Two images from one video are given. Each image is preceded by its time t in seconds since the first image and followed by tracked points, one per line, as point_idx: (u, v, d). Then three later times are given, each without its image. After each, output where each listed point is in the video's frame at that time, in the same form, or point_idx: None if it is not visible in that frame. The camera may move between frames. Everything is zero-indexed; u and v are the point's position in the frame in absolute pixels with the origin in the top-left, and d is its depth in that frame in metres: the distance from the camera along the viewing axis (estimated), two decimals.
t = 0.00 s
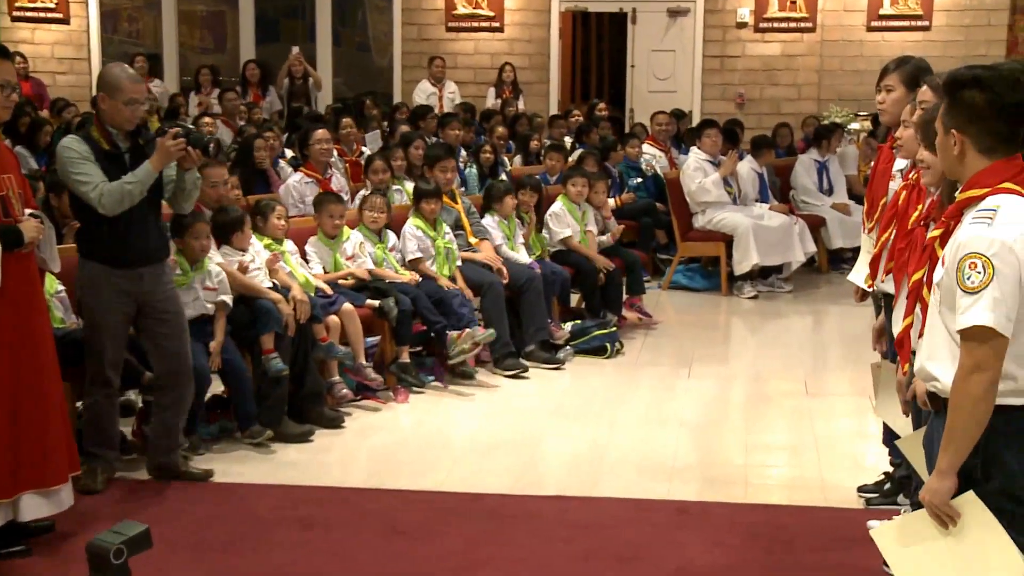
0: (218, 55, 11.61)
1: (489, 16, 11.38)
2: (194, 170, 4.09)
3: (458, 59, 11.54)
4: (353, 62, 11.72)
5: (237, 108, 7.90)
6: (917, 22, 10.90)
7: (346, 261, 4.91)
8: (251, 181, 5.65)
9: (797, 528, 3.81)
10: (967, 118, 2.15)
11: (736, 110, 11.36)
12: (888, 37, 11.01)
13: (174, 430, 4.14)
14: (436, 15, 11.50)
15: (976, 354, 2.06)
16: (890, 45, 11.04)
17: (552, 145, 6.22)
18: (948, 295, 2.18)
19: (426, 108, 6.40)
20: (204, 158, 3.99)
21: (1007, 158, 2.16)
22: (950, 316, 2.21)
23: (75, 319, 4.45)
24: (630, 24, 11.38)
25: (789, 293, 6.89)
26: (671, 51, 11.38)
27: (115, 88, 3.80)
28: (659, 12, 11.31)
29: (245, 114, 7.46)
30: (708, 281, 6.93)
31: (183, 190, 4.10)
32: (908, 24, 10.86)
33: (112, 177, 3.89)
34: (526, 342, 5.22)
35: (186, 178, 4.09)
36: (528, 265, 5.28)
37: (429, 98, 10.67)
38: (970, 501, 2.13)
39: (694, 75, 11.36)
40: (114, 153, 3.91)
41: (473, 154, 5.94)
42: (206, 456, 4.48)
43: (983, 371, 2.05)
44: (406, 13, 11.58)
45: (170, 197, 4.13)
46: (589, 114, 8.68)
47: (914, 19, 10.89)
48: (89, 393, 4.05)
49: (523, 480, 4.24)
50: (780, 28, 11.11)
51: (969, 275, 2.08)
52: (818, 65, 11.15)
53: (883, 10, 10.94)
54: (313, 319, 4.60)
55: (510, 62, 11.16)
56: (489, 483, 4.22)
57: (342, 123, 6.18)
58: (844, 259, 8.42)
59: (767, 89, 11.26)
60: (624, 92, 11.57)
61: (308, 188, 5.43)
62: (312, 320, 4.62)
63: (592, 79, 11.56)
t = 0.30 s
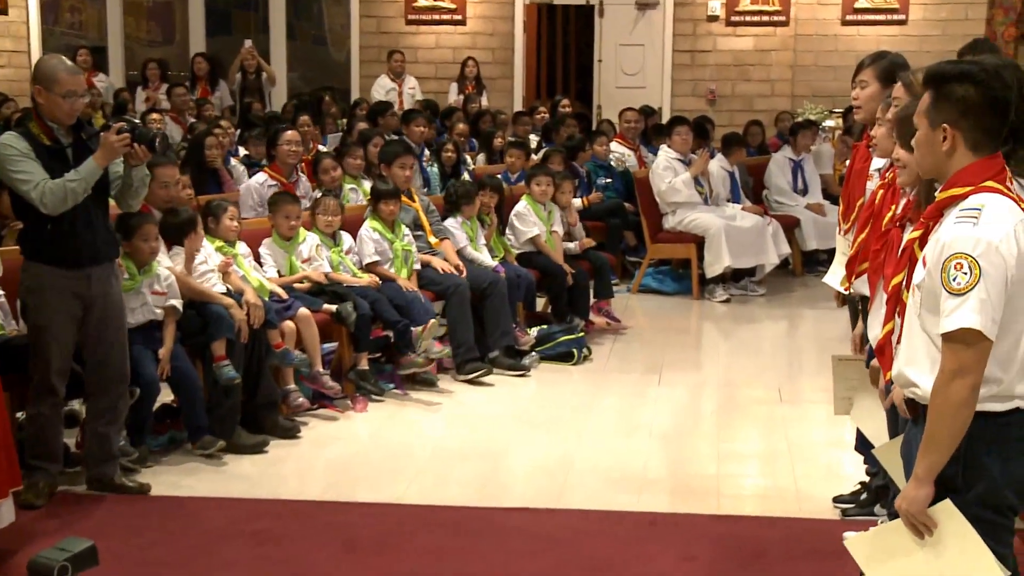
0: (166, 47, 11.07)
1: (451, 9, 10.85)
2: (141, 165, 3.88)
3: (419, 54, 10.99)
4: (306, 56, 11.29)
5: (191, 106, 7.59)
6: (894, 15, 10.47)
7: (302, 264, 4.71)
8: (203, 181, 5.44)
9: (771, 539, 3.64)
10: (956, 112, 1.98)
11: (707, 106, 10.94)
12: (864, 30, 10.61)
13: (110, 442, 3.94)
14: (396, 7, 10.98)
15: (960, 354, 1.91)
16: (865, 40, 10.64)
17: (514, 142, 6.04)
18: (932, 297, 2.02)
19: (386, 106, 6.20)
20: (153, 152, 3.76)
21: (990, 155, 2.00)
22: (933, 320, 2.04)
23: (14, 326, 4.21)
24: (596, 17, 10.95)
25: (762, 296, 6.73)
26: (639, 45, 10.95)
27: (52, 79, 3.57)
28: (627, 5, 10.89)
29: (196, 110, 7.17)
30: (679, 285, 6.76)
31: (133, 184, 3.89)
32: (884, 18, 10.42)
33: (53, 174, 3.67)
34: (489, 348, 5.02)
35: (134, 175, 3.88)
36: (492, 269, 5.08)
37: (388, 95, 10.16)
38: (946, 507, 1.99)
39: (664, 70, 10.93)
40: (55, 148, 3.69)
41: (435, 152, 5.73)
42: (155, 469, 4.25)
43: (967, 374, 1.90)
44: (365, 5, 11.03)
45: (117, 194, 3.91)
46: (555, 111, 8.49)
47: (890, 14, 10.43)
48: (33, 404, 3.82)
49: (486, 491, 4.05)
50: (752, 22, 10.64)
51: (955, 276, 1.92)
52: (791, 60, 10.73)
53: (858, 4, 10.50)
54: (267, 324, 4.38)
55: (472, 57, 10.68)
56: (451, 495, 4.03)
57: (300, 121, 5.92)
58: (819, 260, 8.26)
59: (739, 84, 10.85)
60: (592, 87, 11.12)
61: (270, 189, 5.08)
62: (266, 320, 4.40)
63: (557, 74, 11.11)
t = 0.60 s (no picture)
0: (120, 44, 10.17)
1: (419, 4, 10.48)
2: (102, 167, 3.67)
3: (385, 51, 10.59)
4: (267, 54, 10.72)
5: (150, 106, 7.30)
6: (876, 12, 10.17)
7: (262, 270, 4.50)
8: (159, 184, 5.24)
9: (752, 555, 3.46)
10: (954, 112, 1.84)
11: (684, 106, 10.55)
12: (846, 27, 10.27)
13: (61, 455, 3.70)
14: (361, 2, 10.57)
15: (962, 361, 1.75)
16: (846, 38, 10.29)
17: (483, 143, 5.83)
18: (928, 305, 1.85)
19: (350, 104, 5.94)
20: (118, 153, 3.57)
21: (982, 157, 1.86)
22: (928, 329, 1.87)
23: None
24: (568, 13, 10.54)
25: (742, 303, 6.56)
26: (614, 42, 10.51)
27: (6, 75, 3.34)
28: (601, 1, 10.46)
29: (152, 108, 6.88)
30: (656, 291, 6.58)
31: (92, 187, 3.67)
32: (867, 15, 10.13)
33: (9, 176, 3.44)
34: (459, 357, 4.84)
35: (93, 176, 3.66)
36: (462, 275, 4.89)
37: (353, 93, 9.65)
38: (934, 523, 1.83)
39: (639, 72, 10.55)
40: (9, 148, 3.47)
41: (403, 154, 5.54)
42: (108, 485, 4.03)
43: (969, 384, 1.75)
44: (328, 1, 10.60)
45: (74, 196, 3.68)
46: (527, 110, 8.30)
47: (873, 10, 10.15)
48: None
49: (456, 507, 3.86)
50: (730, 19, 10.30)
51: (956, 282, 1.76)
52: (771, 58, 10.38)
53: None
54: (225, 332, 4.18)
55: (441, 55, 10.26)
56: (419, 511, 3.83)
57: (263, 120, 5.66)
58: (799, 266, 8.11)
59: (717, 83, 10.47)
60: (566, 85, 10.68)
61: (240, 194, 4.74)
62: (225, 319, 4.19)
63: (529, 71, 10.70)
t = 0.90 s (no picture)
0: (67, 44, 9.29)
1: (383, 4, 9.93)
2: (36, 174, 3.66)
3: (346, 52, 9.98)
4: (224, 57, 9.96)
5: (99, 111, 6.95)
6: (858, 13, 9.75)
7: (218, 281, 4.28)
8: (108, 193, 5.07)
9: None
10: (927, 114, 1.73)
11: (659, 110, 10.02)
12: (828, 29, 9.83)
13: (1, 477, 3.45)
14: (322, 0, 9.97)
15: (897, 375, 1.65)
16: (827, 40, 9.86)
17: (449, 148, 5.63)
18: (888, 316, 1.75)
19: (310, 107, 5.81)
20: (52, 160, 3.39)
21: (955, 162, 1.75)
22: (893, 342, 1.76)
23: None
24: (539, 13, 10.07)
25: (720, 315, 6.39)
26: (587, 44, 10.01)
27: None
28: None
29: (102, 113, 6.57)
30: (630, 303, 6.40)
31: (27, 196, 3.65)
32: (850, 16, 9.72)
33: None
34: (425, 372, 4.63)
35: (29, 184, 3.65)
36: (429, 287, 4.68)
37: (313, 96, 9.11)
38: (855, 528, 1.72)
39: (613, 73, 10.03)
40: None
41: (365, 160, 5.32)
42: (53, 509, 3.78)
43: (905, 398, 1.66)
44: None
45: (8, 205, 3.65)
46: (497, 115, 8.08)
47: (855, 11, 9.74)
48: None
49: (422, 529, 3.66)
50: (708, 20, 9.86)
51: (905, 288, 1.67)
52: (749, 61, 9.93)
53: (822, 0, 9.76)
54: (176, 346, 3.96)
55: (406, 57, 9.73)
56: (384, 534, 3.62)
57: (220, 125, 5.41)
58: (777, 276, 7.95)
59: (694, 87, 9.97)
60: (538, 89, 10.18)
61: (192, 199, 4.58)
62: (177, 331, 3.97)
63: (498, 74, 10.27)
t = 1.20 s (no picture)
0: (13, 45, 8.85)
1: (346, 3, 9.68)
2: None
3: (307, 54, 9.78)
4: (181, 58, 9.60)
5: (50, 114, 6.67)
6: (838, 15, 9.43)
7: (173, 293, 4.07)
8: (56, 202, 4.93)
9: None
10: (897, 114, 1.78)
11: (633, 115, 9.80)
12: (806, 31, 9.49)
13: None
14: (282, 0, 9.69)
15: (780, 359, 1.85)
16: (807, 43, 9.53)
17: (416, 154, 5.44)
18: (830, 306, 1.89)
19: (269, 110, 5.63)
20: None
21: (932, 162, 1.78)
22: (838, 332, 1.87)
23: None
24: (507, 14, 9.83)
25: (696, 328, 6.27)
26: (557, 45, 9.77)
27: None
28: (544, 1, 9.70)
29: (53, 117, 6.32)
30: (603, 316, 6.25)
31: None
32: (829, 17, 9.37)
33: None
34: (390, 389, 4.45)
35: None
36: (396, 299, 4.51)
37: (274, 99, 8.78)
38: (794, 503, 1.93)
39: (585, 75, 9.77)
40: None
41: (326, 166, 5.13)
42: None
43: (794, 384, 1.85)
44: None
45: None
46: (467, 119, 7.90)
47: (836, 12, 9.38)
48: None
49: (384, 551, 3.48)
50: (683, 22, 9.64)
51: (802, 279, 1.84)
52: (726, 64, 9.69)
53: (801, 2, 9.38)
54: (129, 360, 3.77)
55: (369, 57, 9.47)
56: (344, 556, 3.44)
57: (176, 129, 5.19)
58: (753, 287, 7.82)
59: (670, 91, 9.77)
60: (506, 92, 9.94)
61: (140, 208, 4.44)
62: (130, 344, 3.77)
63: (468, 76, 10.07)
